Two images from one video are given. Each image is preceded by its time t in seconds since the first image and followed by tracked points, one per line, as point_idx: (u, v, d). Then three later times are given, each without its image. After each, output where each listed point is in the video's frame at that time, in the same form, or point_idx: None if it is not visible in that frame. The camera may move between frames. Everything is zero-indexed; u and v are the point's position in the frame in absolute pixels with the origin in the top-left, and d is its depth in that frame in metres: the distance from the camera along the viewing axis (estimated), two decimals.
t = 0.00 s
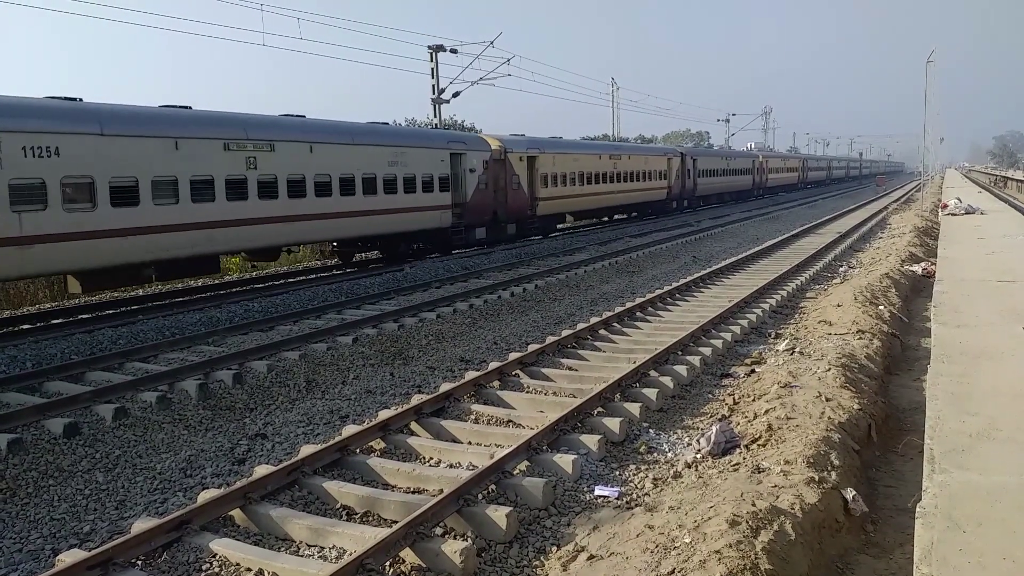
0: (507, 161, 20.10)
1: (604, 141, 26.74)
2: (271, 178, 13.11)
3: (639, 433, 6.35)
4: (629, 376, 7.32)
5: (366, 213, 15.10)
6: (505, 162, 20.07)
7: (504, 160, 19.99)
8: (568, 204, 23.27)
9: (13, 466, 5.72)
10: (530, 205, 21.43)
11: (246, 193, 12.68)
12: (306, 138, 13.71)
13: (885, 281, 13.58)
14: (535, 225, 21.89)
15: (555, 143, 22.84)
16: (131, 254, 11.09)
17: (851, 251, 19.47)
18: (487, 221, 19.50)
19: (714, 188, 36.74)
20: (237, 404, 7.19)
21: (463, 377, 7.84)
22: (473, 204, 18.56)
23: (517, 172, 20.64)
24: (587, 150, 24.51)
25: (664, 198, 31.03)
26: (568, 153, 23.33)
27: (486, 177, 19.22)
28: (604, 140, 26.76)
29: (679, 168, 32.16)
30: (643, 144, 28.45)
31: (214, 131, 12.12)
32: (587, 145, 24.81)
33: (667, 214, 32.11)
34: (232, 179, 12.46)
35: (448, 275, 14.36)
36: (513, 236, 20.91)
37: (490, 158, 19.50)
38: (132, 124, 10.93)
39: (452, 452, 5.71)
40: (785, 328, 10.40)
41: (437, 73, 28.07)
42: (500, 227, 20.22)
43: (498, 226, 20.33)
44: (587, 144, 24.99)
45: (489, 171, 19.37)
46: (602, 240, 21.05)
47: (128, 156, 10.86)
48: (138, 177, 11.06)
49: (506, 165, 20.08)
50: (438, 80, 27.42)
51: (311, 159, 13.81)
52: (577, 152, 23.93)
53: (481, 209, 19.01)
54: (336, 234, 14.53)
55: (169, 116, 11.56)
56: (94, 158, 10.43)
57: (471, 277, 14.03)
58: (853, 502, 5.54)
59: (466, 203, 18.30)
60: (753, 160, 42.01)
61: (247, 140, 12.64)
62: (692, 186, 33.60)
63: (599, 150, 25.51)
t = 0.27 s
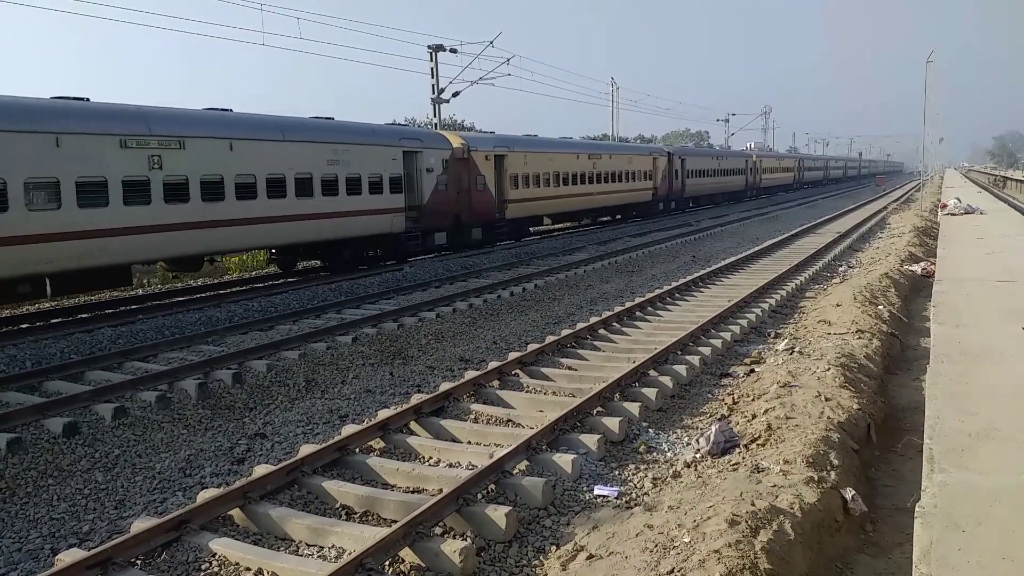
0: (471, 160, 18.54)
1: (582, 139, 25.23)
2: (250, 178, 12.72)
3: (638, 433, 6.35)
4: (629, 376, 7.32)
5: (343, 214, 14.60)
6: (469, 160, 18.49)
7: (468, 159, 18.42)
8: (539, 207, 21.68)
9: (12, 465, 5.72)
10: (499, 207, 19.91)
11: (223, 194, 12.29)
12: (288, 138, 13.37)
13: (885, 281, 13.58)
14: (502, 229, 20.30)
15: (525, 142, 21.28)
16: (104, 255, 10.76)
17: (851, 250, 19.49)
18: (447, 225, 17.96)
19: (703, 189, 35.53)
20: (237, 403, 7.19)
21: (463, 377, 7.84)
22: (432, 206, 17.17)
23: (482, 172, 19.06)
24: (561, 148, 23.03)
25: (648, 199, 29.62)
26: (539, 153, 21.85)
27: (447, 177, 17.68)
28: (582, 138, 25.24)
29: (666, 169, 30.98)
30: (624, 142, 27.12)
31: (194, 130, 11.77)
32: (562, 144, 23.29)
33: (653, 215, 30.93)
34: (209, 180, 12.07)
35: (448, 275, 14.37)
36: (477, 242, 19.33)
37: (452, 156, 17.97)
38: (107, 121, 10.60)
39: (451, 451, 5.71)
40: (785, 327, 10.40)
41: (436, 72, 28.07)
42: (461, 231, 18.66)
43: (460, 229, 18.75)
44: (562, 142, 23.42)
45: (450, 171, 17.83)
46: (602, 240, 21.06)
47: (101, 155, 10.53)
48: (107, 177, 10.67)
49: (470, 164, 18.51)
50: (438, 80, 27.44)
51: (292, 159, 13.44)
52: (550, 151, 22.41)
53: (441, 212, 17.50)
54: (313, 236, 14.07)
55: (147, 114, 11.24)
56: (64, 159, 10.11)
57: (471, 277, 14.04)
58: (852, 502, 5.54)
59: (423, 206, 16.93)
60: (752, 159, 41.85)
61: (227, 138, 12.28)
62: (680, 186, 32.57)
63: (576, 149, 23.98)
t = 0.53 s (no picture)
0: (427, 157, 17.25)
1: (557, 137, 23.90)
2: (225, 177, 12.41)
3: (638, 431, 6.35)
4: (629, 374, 7.32)
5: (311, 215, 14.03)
6: (425, 158, 17.19)
7: (424, 156, 17.13)
8: (505, 209, 20.40)
9: (12, 465, 5.72)
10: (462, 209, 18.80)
11: (197, 193, 11.98)
12: (266, 137, 13.09)
13: (885, 279, 13.57)
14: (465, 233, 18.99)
15: (491, 139, 20.00)
16: (75, 258, 10.45)
17: (851, 249, 19.50)
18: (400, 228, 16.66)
19: (693, 189, 34.37)
20: (237, 402, 7.20)
21: (463, 376, 7.84)
22: (380, 207, 15.88)
23: (441, 170, 17.78)
24: (534, 147, 21.75)
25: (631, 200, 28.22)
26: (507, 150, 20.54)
27: (399, 177, 16.38)
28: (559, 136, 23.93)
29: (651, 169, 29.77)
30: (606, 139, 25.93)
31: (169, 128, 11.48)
32: (534, 141, 21.97)
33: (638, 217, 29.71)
34: (182, 179, 11.76)
35: (449, 274, 14.38)
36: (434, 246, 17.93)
37: (405, 154, 16.64)
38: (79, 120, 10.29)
39: (452, 450, 5.71)
40: (784, 326, 10.41)
41: (436, 71, 28.05)
42: (416, 234, 17.29)
43: (415, 232, 17.38)
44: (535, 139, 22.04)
45: (402, 170, 16.50)
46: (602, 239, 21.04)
47: (72, 156, 10.22)
48: (73, 177, 10.30)
49: (426, 161, 17.20)
50: (437, 79, 27.43)
51: (270, 158, 13.16)
52: (520, 149, 21.13)
53: (392, 214, 16.19)
54: (282, 238, 13.56)
55: (124, 112, 10.95)
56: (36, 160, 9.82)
57: (471, 276, 14.05)
58: (852, 500, 5.54)
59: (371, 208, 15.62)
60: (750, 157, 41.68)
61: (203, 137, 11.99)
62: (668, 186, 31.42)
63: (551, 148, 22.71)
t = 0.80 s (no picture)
0: (376, 157, 15.60)
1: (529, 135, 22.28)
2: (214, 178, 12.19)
3: (639, 431, 6.35)
4: (629, 375, 7.32)
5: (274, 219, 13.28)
6: (371, 158, 15.50)
7: (373, 155, 15.51)
8: (467, 213, 18.79)
9: (13, 466, 5.72)
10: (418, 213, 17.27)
11: (170, 195, 11.55)
12: (269, 138, 13.14)
13: (885, 279, 13.55)
14: (421, 239, 17.36)
15: (451, 136, 18.38)
16: (63, 262, 10.22)
17: (851, 248, 19.51)
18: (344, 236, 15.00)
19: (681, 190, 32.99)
20: (238, 403, 7.20)
21: (463, 376, 7.84)
22: (317, 214, 14.20)
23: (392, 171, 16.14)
24: (501, 145, 20.16)
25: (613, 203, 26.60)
26: (470, 150, 18.92)
27: (341, 178, 14.75)
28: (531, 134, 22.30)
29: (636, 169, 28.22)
30: (583, 138, 24.46)
31: (146, 127, 11.08)
32: (501, 139, 20.30)
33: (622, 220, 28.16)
34: (156, 181, 11.33)
35: (449, 274, 14.38)
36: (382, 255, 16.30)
37: (349, 152, 14.95)
38: (54, 119, 9.87)
39: (452, 450, 5.71)
40: (785, 325, 10.41)
41: (436, 72, 28.05)
42: (362, 241, 15.69)
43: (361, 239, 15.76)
44: (502, 137, 20.35)
45: (343, 170, 14.83)
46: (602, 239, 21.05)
47: (46, 156, 9.82)
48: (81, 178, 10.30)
49: (372, 161, 15.51)
50: (437, 79, 27.45)
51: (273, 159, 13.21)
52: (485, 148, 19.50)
53: (332, 220, 14.54)
54: (242, 245, 12.77)
55: (131, 113, 10.99)
56: (8, 161, 9.42)
57: (471, 276, 14.05)
58: (853, 500, 5.54)
59: (305, 213, 14.01)
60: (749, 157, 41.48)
61: (181, 137, 11.60)
62: (655, 187, 30.03)
63: (521, 147, 21.10)
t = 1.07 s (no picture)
0: (312, 155, 13.94)
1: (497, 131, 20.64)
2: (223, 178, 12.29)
3: (640, 430, 6.35)
4: (630, 373, 7.32)
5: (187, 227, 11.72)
6: (307, 155, 13.84)
7: (308, 153, 13.83)
8: (426, 217, 17.11)
9: (14, 467, 5.72)
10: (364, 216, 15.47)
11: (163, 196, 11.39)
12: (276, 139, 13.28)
13: (885, 277, 13.54)
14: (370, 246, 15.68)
15: (407, 132, 16.65)
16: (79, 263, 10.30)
17: (852, 246, 19.51)
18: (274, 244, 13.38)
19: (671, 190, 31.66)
20: (238, 403, 7.21)
21: (463, 376, 7.83)
22: (237, 222, 12.56)
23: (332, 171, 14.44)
24: (464, 142, 18.42)
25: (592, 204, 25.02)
26: (428, 147, 17.15)
27: (268, 179, 13.13)
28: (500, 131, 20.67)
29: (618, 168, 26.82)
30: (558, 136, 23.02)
31: (114, 128, 10.60)
32: (462, 136, 18.55)
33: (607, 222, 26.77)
34: (127, 183, 10.87)
35: (450, 273, 14.39)
36: (323, 264, 14.68)
37: (278, 150, 13.30)
38: (43, 121, 9.70)
39: (453, 450, 5.71)
40: (785, 324, 10.40)
41: (436, 71, 28.03)
42: (298, 249, 14.15)
43: (295, 246, 14.15)
44: (464, 133, 18.66)
45: (270, 170, 13.13)
46: (602, 237, 21.04)
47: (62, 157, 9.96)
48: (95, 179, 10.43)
49: (307, 159, 13.85)
50: (437, 78, 27.45)
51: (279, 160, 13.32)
52: (447, 146, 17.77)
53: (258, 228, 12.93)
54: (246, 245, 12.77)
55: (141, 115, 11.14)
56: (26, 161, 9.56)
57: (472, 275, 14.05)
58: (854, 498, 5.54)
59: (223, 220, 12.37)
60: (748, 155, 41.33)
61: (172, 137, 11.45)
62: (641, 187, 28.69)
63: (488, 145, 19.46)
